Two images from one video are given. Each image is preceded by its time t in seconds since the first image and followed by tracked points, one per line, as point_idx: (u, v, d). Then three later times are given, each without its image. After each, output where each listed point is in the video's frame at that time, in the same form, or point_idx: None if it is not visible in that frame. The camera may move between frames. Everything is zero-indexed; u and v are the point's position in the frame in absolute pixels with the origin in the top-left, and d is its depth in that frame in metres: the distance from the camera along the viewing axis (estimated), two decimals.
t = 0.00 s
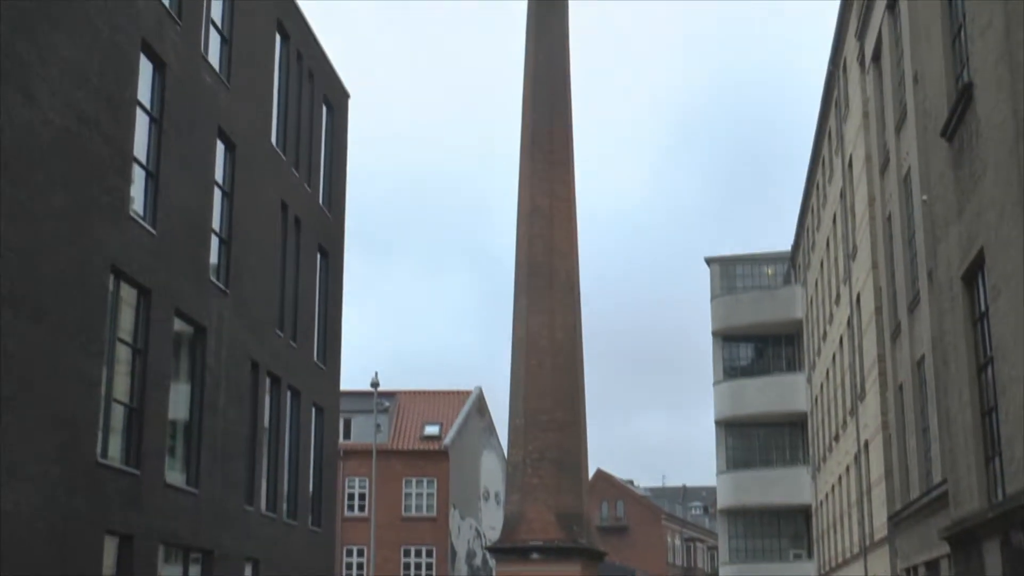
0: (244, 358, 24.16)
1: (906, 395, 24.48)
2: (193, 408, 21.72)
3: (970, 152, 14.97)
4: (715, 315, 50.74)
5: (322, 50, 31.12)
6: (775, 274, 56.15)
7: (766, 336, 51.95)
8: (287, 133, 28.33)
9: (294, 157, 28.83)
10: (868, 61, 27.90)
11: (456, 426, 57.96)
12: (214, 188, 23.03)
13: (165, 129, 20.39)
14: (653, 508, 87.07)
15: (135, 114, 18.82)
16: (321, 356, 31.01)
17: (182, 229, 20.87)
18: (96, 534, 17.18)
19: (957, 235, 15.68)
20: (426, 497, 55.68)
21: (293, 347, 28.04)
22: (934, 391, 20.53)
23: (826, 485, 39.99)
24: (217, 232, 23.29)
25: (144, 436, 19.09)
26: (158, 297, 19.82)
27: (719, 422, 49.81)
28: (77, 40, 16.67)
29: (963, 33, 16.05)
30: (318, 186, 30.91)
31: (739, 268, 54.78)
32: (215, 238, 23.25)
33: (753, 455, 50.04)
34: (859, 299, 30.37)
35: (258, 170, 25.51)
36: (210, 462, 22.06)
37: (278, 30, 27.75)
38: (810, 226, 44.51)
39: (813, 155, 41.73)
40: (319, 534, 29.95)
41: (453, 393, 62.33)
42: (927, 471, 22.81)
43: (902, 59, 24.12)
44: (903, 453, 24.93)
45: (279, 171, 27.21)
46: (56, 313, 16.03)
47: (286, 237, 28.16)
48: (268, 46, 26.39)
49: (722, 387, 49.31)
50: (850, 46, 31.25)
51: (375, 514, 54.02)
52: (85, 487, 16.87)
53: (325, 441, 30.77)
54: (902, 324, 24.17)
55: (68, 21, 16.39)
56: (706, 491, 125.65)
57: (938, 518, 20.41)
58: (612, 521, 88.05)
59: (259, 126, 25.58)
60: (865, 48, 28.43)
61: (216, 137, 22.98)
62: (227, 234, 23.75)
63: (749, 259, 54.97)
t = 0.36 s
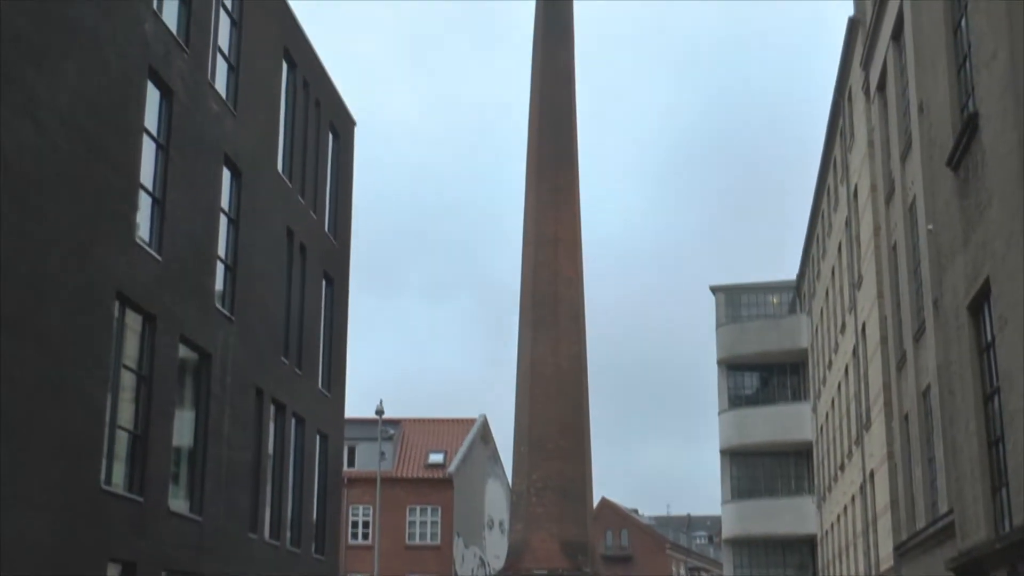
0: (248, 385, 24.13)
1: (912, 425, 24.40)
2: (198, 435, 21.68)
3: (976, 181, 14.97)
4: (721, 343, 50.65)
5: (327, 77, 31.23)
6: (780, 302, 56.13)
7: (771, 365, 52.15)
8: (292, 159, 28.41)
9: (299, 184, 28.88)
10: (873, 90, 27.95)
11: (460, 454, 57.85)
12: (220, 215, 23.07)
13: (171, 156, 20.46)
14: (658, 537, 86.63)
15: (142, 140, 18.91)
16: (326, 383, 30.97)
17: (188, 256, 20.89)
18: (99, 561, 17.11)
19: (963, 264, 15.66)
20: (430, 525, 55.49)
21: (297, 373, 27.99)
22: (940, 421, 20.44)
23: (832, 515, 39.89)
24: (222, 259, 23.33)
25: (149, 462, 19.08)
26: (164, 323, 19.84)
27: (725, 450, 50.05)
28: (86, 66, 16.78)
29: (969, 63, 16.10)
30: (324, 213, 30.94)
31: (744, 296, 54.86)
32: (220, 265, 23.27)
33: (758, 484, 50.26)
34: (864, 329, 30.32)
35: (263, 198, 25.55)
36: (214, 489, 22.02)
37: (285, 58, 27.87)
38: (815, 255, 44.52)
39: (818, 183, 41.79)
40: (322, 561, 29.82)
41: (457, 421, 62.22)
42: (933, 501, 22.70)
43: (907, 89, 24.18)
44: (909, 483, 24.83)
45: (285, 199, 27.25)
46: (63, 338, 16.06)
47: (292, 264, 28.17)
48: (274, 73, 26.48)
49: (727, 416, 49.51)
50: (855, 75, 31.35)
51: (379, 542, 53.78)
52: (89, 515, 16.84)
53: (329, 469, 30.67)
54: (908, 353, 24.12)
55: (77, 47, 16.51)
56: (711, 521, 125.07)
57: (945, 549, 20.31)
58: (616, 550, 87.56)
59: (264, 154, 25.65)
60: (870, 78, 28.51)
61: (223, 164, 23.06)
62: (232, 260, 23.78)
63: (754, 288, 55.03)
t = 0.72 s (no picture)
0: (252, 403, 24.12)
1: (915, 447, 24.36)
2: (201, 453, 21.66)
3: (981, 204, 14.99)
4: (723, 365, 50.99)
5: (332, 96, 31.28)
6: (783, 324, 56.07)
7: (774, 388, 52.22)
8: (296, 178, 28.43)
9: (304, 203, 28.90)
10: (878, 112, 27.99)
11: (463, 473, 57.73)
12: (225, 233, 23.09)
13: (176, 173, 20.51)
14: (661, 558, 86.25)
15: (147, 157, 18.96)
16: (328, 402, 30.92)
17: (192, 273, 20.93)
18: None
19: (968, 287, 15.66)
20: (432, 545, 55.32)
21: (300, 392, 27.94)
22: (944, 442, 20.39)
23: (834, 537, 39.79)
24: (226, 277, 23.32)
25: (150, 481, 19.04)
26: (167, 341, 19.83)
27: (727, 472, 50.38)
28: (92, 84, 16.83)
29: (974, 86, 16.10)
30: (328, 231, 30.96)
31: (748, 317, 54.87)
32: (224, 283, 23.28)
33: (761, 505, 50.43)
34: (868, 351, 30.27)
35: (268, 215, 25.56)
36: (216, 507, 21.99)
37: (289, 77, 27.91)
38: (819, 276, 44.44)
39: (823, 204, 41.78)
40: None
41: (460, 440, 62.12)
42: (937, 524, 22.63)
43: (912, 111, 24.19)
44: (912, 505, 24.75)
45: (290, 217, 27.29)
46: (65, 354, 16.07)
47: (296, 283, 28.16)
48: (279, 92, 26.53)
49: (729, 437, 49.90)
50: (860, 98, 31.38)
51: (381, 561, 53.59)
52: (90, 532, 16.80)
53: (330, 487, 30.59)
54: (912, 374, 24.10)
55: (82, 65, 16.56)
56: (713, 542, 124.58)
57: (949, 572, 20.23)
58: (619, 571, 87.17)
59: (269, 171, 25.70)
60: (874, 100, 28.54)
61: (227, 183, 23.08)
62: (236, 278, 23.79)
63: (758, 309, 55.05)
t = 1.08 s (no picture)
0: (252, 426, 24.07)
1: (916, 472, 24.31)
2: (200, 475, 21.61)
3: (983, 230, 15.01)
4: (724, 390, 50.97)
5: (334, 119, 31.34)
6: (783, 348, 55.97)
7: (775, 413, 52.14)
8: (298, 201, 28.47)
9: (305, 225, 28.92)
10: (879, 137, 28.04)
11: (463, 497, 57.60)
12: (226, 255, 23.09)
13: (178, 196, 20.55)
14: None
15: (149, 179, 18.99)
16: (328, 425, 30.87)
17: (193, 295, 20.93)
18: None
19: (970, 312, 15.66)
20: (432, 569, 55.15)
21: (301, 415, 27.88)
22: (945, 468, 20.35)
23: (835, 563, 39.66)
24: (227, 299, 23.31)
25: (150, 503, 19.00)
26: (168, 364, 19.82)
27: (728, 497, 50.31)
28: (94, 107, 16.88)
29: (976, 112, 16.15)
30: (329, 254, 30.98)
31: (748, 342, 54.90)
32: (225, 305, 23.28)
33: (762, 530, 50.32)
34: (869, 376, 30.23)
35: (269, 238, 25.57)
36: (216, 530, 21.92)
37: (292, 100, 27.99)
38: (819, 302, 44.47)
39: (823, 230, 41.84)
40: None
41: (460, 464, 61.98)
42: (938, 551, 22.56)
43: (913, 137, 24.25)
44: (913, 531, 24.67)
45: (291, 240, 27.34)
46: (66, 373, 16.06)
47: (297, 305, 28.15)
48: (282, 115, 26.59)
49: (727, 462, 49.97)
50: (861, 124, 31.45)
51: None
52: (91, 554, 16.74)
53: (330, 510, 30.50)
54: (913, 400, 24.06)
55: (85, 87, 16.60)
56: (713, 568, 124.23)
57: None
58: None
59: (271, 194, 25.74)
60: (875, 125, 28.61)
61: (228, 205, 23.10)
62: (237, 300, 23.77)
63: (759, 334, 55.06)
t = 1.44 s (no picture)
0: (247, 454, 24.03)
1: (912, 503, 24.30)
2: (194, 503, 21.53)
3: (979, 261, 15.07)
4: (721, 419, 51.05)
5: (332, 147, 31.43)
6: (780, 377, 55.48)
7: (770, 442, 52.08)
8: (295, 227, 28.51)
9: (302, 253, 28.97)
10: (875, 167, 28.16)
11: (457, 525, 57.52)
12: (223, 282, 23.12)
13: (175, 223, 20.57)
14: None
15: (147, 206, 19.02)
16: (324, 454, 30.82)
17: (189, 324, 20.92)
18: None
19: (966, 343, 15.68)
20: None
21: (296, 443, 27.80)
22: (943, 497, 20.34)
23: None
24: (223, 326, 23.31)
25: (144, 530, 18.92)
26: (164, 390, 19.78)
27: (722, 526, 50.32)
28: (94, 133, 16.90)
29: (972, 144, 16.23)
30: (326, 282, 31.03)
31: (744, 371, 55.02)
32: (221, 332, 23.27)
33: (757, 560, 50.35)
34: (865, 406, 30.24)
35: (266, 265, 25.58)
36: (211, 559, 21.83)
37: (290, 127, 28.09)
38: (815, 331, 44.55)
39: (819, 260, 41.97)
40: None
41: (455, 492, 61.79)
42: None
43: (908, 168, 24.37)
44: (909, 562, 24.62)
45: (288, 267, 27.36)
46: (64, 398, 16.02)
47: (293, 333, 28.15)
48: (280, 143, 26.70)
49: (722, 492, 49.98)
50: (857, 153, 31.59)
51: None
52: None
53: (325, 540, 30.38)
54: (910, 430, 24.05)
55: (84, 113, 16.63)
56: None
57: None
58: None
59: (269, 219, 25.78)
60: (871, 156, 28.73)
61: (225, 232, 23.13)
62: (233, 327, 23.76)
63: (754, 362, 55.11)
